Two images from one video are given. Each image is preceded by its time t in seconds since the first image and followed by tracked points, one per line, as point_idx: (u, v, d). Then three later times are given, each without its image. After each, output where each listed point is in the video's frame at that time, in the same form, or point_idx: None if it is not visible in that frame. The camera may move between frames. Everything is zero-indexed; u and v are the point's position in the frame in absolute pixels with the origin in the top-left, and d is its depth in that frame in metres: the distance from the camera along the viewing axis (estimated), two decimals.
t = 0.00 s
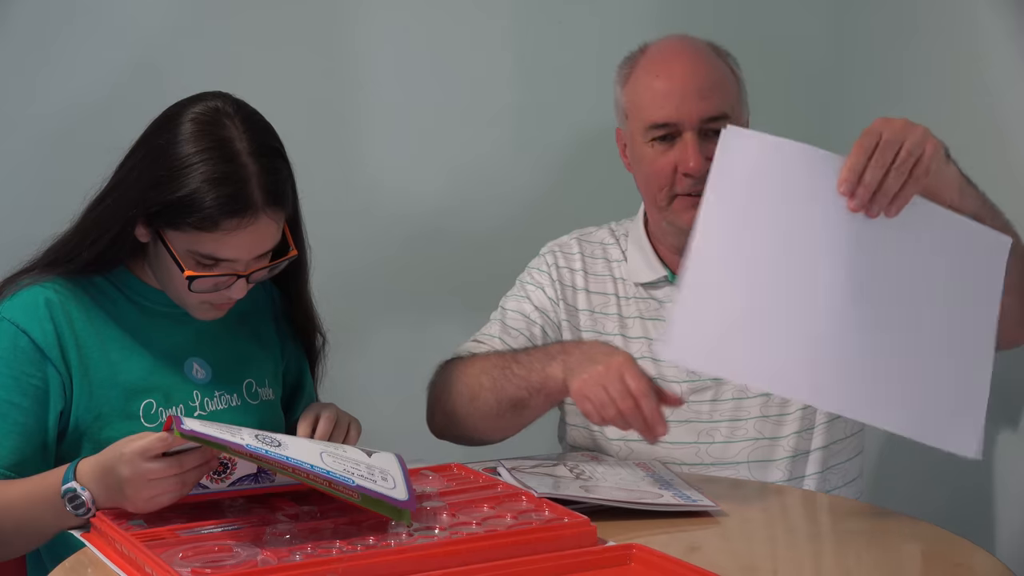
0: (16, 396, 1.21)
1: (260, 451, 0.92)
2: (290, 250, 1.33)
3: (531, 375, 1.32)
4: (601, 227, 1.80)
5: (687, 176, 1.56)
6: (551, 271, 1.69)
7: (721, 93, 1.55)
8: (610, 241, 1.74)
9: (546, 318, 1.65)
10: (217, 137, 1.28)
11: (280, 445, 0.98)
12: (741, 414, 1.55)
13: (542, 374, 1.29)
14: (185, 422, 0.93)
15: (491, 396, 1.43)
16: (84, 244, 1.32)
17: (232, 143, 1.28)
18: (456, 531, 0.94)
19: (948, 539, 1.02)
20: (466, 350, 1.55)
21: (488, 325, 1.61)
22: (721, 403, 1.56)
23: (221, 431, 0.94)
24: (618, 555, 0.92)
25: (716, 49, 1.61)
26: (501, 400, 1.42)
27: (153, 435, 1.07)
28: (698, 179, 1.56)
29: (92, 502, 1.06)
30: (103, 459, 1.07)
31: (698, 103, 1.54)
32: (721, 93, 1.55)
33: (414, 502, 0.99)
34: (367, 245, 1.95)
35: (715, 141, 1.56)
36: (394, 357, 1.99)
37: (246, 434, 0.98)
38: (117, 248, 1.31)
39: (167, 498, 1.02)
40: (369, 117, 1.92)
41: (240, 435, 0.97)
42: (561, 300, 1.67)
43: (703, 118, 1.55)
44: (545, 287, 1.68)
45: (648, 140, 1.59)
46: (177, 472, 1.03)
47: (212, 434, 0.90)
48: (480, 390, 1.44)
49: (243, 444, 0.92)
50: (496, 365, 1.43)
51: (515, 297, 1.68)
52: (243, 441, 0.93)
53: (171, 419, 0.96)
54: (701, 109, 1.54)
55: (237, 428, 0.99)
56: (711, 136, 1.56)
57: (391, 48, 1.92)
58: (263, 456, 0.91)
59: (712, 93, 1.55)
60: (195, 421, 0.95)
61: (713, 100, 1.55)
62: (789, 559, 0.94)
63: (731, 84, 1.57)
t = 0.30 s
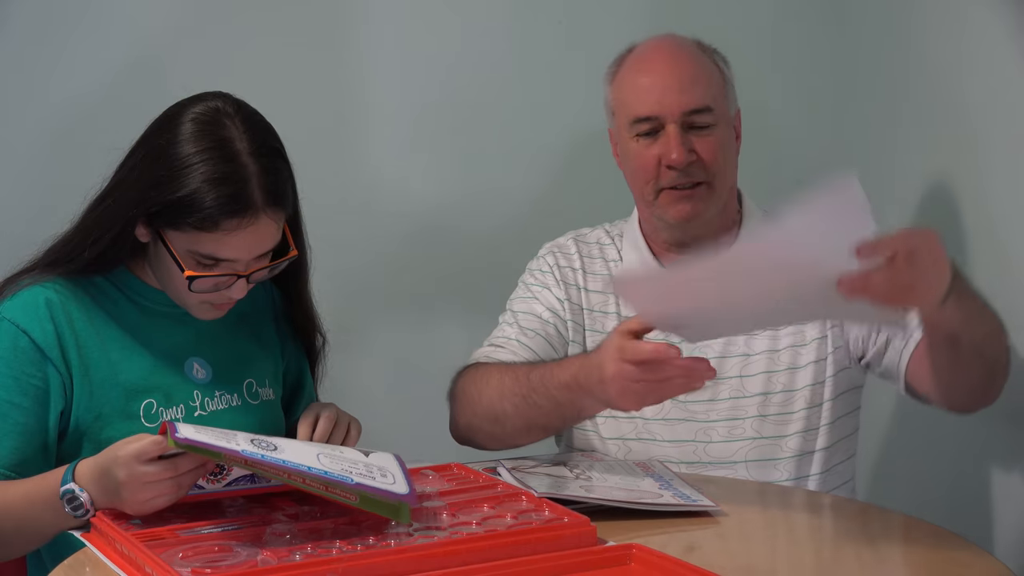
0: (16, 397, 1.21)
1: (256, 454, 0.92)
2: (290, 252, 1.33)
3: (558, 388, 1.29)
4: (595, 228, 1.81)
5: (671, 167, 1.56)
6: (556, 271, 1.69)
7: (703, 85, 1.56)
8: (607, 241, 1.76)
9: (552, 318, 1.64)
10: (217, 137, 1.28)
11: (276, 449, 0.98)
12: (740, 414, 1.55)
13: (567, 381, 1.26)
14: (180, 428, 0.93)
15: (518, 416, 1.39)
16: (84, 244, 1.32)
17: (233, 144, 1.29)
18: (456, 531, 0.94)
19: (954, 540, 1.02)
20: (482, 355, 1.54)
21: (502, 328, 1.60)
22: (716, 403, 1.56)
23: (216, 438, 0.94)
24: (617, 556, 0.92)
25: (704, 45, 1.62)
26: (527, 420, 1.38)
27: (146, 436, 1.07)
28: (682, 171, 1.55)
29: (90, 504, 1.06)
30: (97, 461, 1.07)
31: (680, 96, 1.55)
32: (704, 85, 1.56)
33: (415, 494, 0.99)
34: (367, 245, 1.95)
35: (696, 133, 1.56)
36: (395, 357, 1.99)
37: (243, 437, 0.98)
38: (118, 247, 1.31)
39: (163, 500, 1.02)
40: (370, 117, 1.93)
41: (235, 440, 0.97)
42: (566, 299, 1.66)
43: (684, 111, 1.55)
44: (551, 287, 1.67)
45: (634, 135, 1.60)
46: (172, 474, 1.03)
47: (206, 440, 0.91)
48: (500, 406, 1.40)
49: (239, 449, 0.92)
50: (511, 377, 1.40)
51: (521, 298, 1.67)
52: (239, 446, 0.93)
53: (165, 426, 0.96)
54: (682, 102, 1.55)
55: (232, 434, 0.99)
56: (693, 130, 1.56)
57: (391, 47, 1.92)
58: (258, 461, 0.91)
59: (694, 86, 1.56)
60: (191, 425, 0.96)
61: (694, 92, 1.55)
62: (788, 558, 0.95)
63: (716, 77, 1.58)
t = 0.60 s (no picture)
0: (16, 396, 1.21)
1: (251, 454, 0.92)
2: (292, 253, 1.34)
3: (537, 427, 1.27)
4: (605, 224, 1.80)
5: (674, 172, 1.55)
6: (557, 270, 1.69)
7: (712, 91, 1.56)
8: (613, 239, 1.74)
9: (550, 317, 1.65)
10: (218, 139, 1.28)
11: (272, 448, 0.97)
12: (736, 419, 1.53)
13: (549, 418, 1.26)
14: (175, 427, 0.94)
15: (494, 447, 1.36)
16: (86, 244, 1.32)
17: (234, 145, 1.28)
18: (456, 531, 0.94)
19: (947, 538, 1.03)
20: (474, 352, 1.57)
21: (497, 324, 1.62)
22: (710, 407, 1.55)
23: (212, 436, 0.94)
24: (617, 555, 0.92)
25: (718, 49, 1.61)
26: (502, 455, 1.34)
27: (142, 436, 1.07)
28: (687, 176, 1.55)
29: (90, 504, 1.06)
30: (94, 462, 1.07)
31: (689, 100, 1.55)
32: (713, 91, 1.56)
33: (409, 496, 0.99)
34: (367, 245, 1.95)
35: (702, 139, 1.56)
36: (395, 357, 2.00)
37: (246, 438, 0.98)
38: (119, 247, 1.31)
39: (162, 499, 1.02)
40: (371, 117, 1.93)
41: (230, 438, 0.96)
42: (565, 297, 1.66)
43: (692, 115, 1.55)
44: (552, 284, 1.68)
45: (641, 138, 1.59)
46: (170, 473, 1.03)
47: (199, 439, 0.91)
48: (480, 429, 1.38)
49: (234, 448, 0.92)
50: (496, 396, 1.39)
51: (521, 294, 1.68)
52: (235, 445, 0.93)
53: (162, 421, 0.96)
54: (691, 106, 1.55)
55: (228, 433, 0.99)
56: (699, 135, 1.56)
57: (393, 48, 1.92)
58: (253, 461, 0.91)
59: (703, 91, 1.55)
60: (186, 425, 0.96)
61: (703, 97, 1.55)
62: (788, 559, 0.95)
63: (725, 83, 1.58)
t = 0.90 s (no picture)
0: (16, 396, 1.21)
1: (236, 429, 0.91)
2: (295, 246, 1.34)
3: (535, 435, 1.28)
4: (609, 224, 1.80)
5: (683, 175, 1.55)
6: (558, 271, 1.69)
7: (724, 93, 1.56)
8: (618, 239, 1.74)
9: (551, 320, 1.65)
10: (220, 134, 1.28)
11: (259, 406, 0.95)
12: (741, 423, 1.53)
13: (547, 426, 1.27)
14: (163, 398, 0.93)
15: (488, 454, 1.35)
16: (88, 245, 1.31)
17: (235, 139, 1.28)
18: (456, 531, 0.94)
19: (943, 536, 1.03)
20: (472, 355, 1.57)
21: (497, 328, 1.64)
22: (716, 410, 1.54)
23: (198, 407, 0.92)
24: (617, 555, 0.92)
25: (731, 49, 1.61)
26: (496, 462, 1.33)
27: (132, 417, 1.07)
28: (696, 178, 1.55)
29: (91, 502, 1.07)
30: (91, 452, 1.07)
31: (700, 102, 1.55)
32: (724, 92, 1.56)
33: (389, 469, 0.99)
34: (369, 245, 1.95)
35: (712, 140, 1.56)
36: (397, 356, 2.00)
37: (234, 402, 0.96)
38: (123, 246, 1.31)
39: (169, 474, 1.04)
40: (372, 117, 1.93)
41: (218, 407, 0.93)
42: (567, 299, 1.66)
43: (703, 117, 1.55)
44: (554, 286, 1.68)
45: (650, 138, 1.59)
46: (170, 449, 1.04)
47: (186, 414, 0.91)
48: (476, 435, 1.38)
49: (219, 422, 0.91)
50: (494, 404, 1.40)
51: (522, 296, 1.69)
52: (221, 415, 0.92)
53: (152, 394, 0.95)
54: (702, 108, 1.55)
55: (216, 395, 0.96)
56: (710, 136, 1.56)
57: (394, 48, 1.93)
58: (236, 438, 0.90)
59: (715, 93, 1.56)
60: (174, 396, 0.94)
61: (714, 99, 1.56)
62: (787, 559, 0.95)
63: (737, 84, 1.58)
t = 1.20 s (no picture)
0: (20, 394, 1.20)
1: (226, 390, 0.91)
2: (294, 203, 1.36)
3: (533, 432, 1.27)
4: (612, 224, 1.79)
5: (689, 162, 1.55)
6: (558, 274, 1.69)
7: (727, 84, 1.57)
8: (621, 240, 1.73)
9: (552, 322, 1.65)
10: (210, 101, 1.30)
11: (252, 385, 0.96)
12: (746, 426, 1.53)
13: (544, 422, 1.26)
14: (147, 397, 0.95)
15: (485, 452, 1.35)
16: (89, 236, 1.31)
17: (225, 104, 1.31)
18: (458, 531, 0.95)
19: (939, 534, 1.03)
20: (468, 358, 1.58)
21: (494, 330, 1.64)
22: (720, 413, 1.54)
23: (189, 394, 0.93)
24: (618, 556, 0.92)
25: (735, 48, 1.61)
26: (494, 461, 1.32)
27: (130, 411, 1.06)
28: (701, 165, 1.55)
29: (103, 490, 1.08)
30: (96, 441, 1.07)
31: (701, 90, 1.56)
32: (727, 84, 1.57)
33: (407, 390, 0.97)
34: (369, 244, 1.96)
35: (716, 131, 1.56)
36: (398, 355, 2.00)
37: (222, 398, 0.98)
38: (119, 230, 1.31)
39: (166, 473, 1.03)
40: (372, 116, 1.93)
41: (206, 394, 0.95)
42: (567, 301, 1.66)
43: (703, 104, 1.56)
44: (555, 288, 1.68)
45: (652, 126, 1.60)
46: (166, 450, 1.03)
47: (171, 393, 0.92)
48: (473, 433, 1.38)
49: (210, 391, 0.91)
50: (491, 403, 1.40)
51: (522, 298, 1.69)
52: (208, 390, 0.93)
53: (142, 397, 0.96)
54: (704, 96, 1.56)
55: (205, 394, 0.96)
56: (713, 127, 1.57)
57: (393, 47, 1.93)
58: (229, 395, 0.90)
59: (717, 83, 1.56)
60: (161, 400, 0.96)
61: (717, 88, 1.56)
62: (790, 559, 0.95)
63: (741, 78, 1.58)
